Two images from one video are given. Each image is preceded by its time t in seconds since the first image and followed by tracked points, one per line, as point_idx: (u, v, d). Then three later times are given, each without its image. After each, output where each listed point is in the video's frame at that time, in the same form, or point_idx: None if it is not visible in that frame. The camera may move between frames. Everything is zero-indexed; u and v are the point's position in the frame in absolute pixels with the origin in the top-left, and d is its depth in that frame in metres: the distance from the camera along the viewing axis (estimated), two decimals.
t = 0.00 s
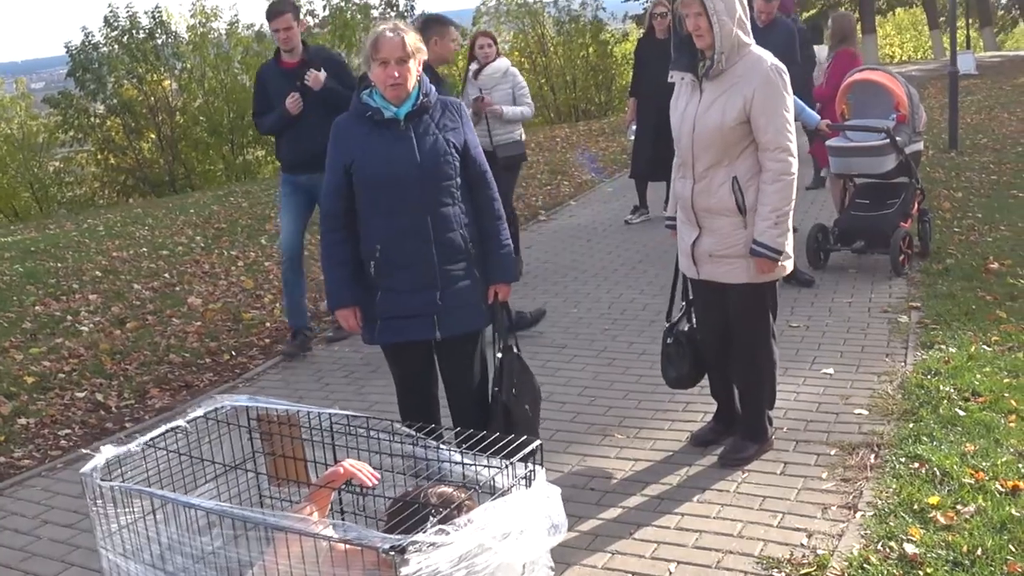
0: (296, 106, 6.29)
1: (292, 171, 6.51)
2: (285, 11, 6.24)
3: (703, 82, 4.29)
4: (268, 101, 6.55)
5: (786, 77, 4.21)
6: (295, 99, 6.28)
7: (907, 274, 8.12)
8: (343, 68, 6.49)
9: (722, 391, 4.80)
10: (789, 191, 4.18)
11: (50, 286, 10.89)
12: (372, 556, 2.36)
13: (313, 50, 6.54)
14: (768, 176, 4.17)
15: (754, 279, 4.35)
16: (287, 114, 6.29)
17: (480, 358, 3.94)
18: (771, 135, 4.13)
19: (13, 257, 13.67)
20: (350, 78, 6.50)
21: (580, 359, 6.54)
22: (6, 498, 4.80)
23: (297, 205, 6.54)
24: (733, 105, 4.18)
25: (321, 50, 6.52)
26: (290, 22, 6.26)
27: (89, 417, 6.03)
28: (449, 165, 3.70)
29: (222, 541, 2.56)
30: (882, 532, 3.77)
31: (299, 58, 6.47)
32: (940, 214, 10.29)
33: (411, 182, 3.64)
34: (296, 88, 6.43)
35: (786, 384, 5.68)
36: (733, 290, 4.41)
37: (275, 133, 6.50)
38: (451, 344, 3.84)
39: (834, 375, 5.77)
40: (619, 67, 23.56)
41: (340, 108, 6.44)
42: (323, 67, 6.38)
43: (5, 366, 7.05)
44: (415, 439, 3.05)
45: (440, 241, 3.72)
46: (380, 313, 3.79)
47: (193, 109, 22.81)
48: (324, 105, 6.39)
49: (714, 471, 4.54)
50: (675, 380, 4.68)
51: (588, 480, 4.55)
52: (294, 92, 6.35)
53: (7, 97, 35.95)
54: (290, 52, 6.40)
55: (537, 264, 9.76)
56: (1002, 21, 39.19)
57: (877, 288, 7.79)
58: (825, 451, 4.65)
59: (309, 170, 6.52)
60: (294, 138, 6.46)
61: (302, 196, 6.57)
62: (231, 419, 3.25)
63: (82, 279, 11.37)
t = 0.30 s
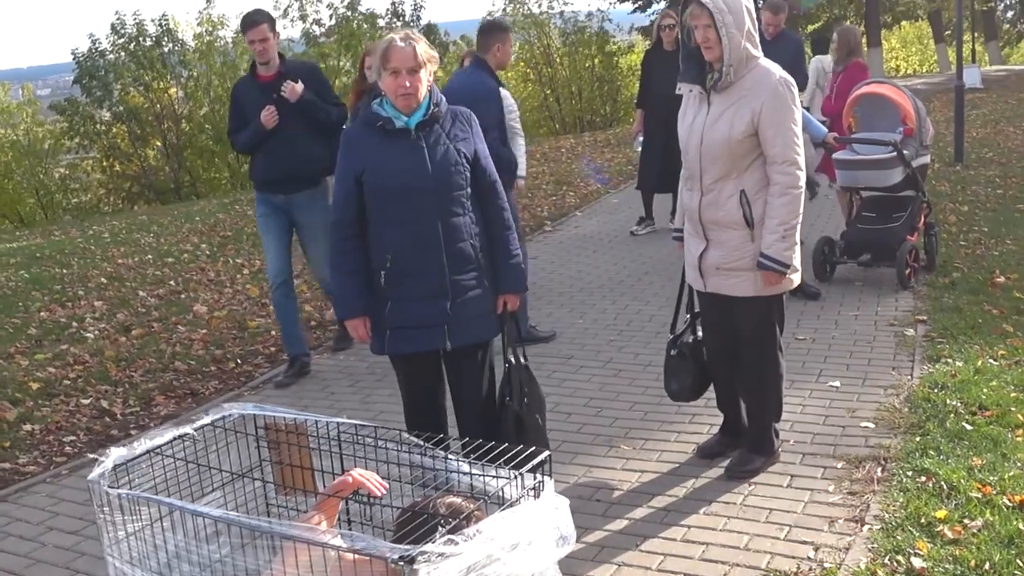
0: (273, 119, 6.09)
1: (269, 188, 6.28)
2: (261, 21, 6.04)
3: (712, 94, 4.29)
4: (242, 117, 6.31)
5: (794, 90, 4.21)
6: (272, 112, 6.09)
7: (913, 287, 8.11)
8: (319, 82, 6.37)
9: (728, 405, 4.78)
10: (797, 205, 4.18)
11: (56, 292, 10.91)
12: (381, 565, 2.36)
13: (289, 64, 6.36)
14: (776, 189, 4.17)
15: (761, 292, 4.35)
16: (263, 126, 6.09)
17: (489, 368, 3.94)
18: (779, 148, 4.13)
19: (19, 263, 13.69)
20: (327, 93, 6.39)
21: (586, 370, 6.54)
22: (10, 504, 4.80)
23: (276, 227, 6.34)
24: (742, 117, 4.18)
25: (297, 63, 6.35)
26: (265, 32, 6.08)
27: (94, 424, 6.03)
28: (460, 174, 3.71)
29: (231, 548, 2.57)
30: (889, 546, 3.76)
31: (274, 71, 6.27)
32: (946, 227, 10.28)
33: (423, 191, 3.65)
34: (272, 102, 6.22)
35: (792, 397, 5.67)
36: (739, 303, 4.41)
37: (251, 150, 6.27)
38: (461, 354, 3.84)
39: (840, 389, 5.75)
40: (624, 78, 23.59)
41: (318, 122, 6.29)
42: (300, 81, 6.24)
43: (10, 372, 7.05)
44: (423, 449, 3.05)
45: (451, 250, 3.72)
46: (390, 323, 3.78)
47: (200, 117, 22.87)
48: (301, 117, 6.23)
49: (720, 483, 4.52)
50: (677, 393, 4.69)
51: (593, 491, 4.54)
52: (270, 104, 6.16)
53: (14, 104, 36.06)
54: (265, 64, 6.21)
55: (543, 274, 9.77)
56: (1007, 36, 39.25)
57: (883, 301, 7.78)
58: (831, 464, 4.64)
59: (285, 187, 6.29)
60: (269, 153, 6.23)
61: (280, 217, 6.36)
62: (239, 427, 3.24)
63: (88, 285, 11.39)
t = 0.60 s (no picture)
0: (250, 126, 5.82)
1: (248, 196, 6.05)
2: (239, 24, 5.70)
3: (720, 104, 4.30)
4: (220, 122, 6.03)
5: (802, 100, 4.21)
6: (250, 119, 5.81)
7: (918, 297, 8.10)
8: (301, 86, 6.03)
9: (733, 414, 4.78)
10: (804, 215, 4.17)
11: (61, 296, 10.92)
12: (387, 571, 2.35)
13: (267, 66, 6.04)
14: (783, 200, 4.17)
15: (767, 302, 4.35)
16: (240, 135, 5.82)
17: (494, 375, 3.94)
18: (787, 159, 4.13)
19: (25, 266, 13.73)
20: (309, 96, 6.05)
21: (591, 378, 6.53)
22: (14, 507, 4.81)
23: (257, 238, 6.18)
24: (749, 128, 4.19)
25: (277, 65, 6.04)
26: (244, 36, 5.75)
27: (98, 427, 6.04)
28: (469, 182, 3.71)
29: (236, 553, 2.56)
30: (895, 556, 3.74)
31: (253, 75, 5.97)
32: (952, 238, 10.27)
33: (433, 198, 3.65)
34: (250, 107, 5.93)
35: (798, 407, 5.66)
36: (745, 312, 4.41)
37: (228, 157, 6.00)
38: (466, 361, 3.84)
39: (846, 399, 5.74)
40: (629, 86, 23.62)
41: (298, 129, 5.99)
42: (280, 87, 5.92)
43: (14, 374, 7.06)
44: (429, 455, 3.05)
45: (460, 257, 3.73)
46: (397, 330, 3.78)
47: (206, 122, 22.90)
48: (281, 124, 5.95)
49: (725, 492, 4.52)
50: (683, 401, 4.68)
51: (599, 499, 4.54)
52: (247, 111, 5.88)
53: (20, 108, 36.14)
54: (242, 68, 5.89)
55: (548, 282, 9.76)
56: (1014, 47, 39.21)
57: (889, 311, 7.77)
58: (836, 474, 4.63)
59: (265, 195, 6.03)
60: (246, 161, 5.96)
61: (263, 226, 6.20)
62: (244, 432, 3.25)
63: (93, 289, 11.41)
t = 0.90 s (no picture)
0: (220, 138, 5.59)
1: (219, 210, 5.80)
2: (217, 31, 5.50)
3: (726, 106, 4.30)
4: (196, 131, 5.83)
5: (809, 103, 4.21)
6: (221, 130, 5.58)
7: (922, 300, 8.09)
8: (276, 98, 5.77)
9: (737, 417, 4.78)
10: (809, 219, 4.17)
11: (65, 295, 10.94)
12: (392, 570, 2.35)
13: (248, 74, 5.80)
14: (789, 203, 4.17)
15: (771, 306, 4.34)
16: (210, 146, 5.59)
17: (497, 375, 3.94)
18: (793, 162, 4.13)
19: (30, 265, 13.76)
20: (285, 109, 5.76)
21: (595, 380, 6.53)
22: (17, 506, 4.81)
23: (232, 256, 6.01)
24: (755, 131, 4.19)
25: (259, 75, 5.80)
26: (222, 44, 5.53)
27: (102, 427, 6.04)
28: (474, 183, 3.72)
29: (240, 552, 2.57)
30: (898, 558, 3.74)
31: (229, 83, 5.74)
32: (956, 241, 10.26)
33: (438, 199, 3.66)
34: (223, 118, 5.69)
35: (801, 409, 5.65)
36: (750, 314, 4.41)
37: (201, 168, 5.78)
38: (469, 361, 3.84)
39: (849, 402, 5.74)
40: (633, 88, 23.61)
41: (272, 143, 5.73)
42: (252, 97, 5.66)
43: (18, 373, 7.07)
44: (434, 455, 3.05)
45: (464, 258, 3.73)
46: (401, 330, 3.79)
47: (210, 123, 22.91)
48: (254, 138, 5.68)
49: (729, 494, 4.52)
50: (688, 403, 4.67)
51: (602, 500, 4.54)
52: (220, 121, 5.65)
53: (24, 107, 36.20)
54: (219, 77, 5.68)
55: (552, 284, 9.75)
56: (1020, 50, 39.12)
57: (893, 314, 7.76)
58: (840, 476, 4.63)
59: (234, 209, 5.77)
60: (218, 173, 5.72)
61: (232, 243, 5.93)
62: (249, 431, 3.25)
63: (97, 288, 11.42)
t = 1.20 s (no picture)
0: (187, 133, 5.42)
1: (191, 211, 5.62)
2: (186, 22, 5.35)
3: (731, 105, 4.29)
4: (168, 126, 5.68)
5: (814, 102, 4.20)
6: (188, 125, 5.41)
7: (927, 298, 8.08)
8: (247, 92, 5.58)
9: (742, 415, 4.77)
10: (815, 218, 4.16)
11: (69, 295, 10.95)
12: (397, 569, 2.35)
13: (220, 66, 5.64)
14: (794, 203, 4.16)
15: (776, 305, 4.34)
16: (178, 141, 5.43)
17: (501, 375, 3.93)
18: (798, 162, 4.13)
19: (34, 266, 13.77)
20: (255, 103, 5.58)
21: (599, 379, 6.52)
22: (22, 506, 4.82)
23: (199, 253, 5.69)
24: (760, 130, 4.18)
25: (231, 67, 5.63)
26: (192, 35, 5.39)
27: (107, 427, 6.05)
28: (477, 182, 3.72)
29: (245, 551, 2.57)
30: (904, 556, 3.74)
31: (200, 77, 5.58)
32: (960, 239, 10.24)
33: (441, 198, 3.66)
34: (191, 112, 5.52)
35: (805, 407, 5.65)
36: (756, 312, 4.40)
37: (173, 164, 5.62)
38: (473, 361, 3.84)
39: (854, 400, 5.73)
40: (636, 88, 23.59)
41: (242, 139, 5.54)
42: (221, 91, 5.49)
43: (23, 374, 7.08)
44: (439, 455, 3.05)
45: (467, 257, 3.73)
46: (405, 330, 3.79)
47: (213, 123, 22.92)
48: (223, 133, 5.50)
49: (734, 492, 4.51)
50: (694, 402, 4.66)
51: (607, 499, 4.53)
52: (189, 116, 5.48)
53: (28, 108, 36.24)
54: (189, 69, 5.52)
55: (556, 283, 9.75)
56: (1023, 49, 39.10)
57: (897, 312, 7.75)
58: (845, 475, 4.62)
59: (206, 209, 5.59)
60: (187, 169, 5.55)
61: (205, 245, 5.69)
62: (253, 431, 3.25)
63: (101, 289, 11.43)
